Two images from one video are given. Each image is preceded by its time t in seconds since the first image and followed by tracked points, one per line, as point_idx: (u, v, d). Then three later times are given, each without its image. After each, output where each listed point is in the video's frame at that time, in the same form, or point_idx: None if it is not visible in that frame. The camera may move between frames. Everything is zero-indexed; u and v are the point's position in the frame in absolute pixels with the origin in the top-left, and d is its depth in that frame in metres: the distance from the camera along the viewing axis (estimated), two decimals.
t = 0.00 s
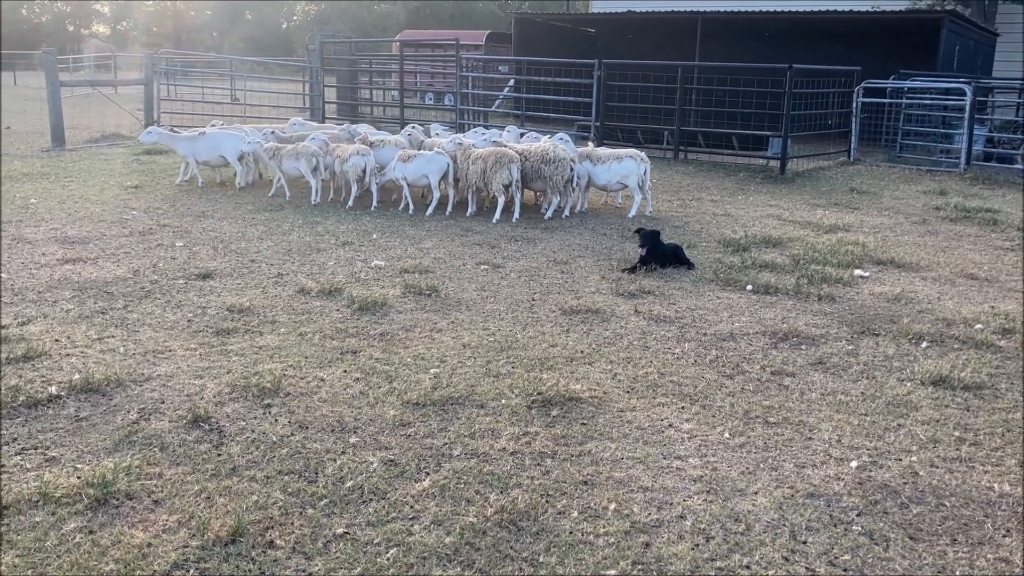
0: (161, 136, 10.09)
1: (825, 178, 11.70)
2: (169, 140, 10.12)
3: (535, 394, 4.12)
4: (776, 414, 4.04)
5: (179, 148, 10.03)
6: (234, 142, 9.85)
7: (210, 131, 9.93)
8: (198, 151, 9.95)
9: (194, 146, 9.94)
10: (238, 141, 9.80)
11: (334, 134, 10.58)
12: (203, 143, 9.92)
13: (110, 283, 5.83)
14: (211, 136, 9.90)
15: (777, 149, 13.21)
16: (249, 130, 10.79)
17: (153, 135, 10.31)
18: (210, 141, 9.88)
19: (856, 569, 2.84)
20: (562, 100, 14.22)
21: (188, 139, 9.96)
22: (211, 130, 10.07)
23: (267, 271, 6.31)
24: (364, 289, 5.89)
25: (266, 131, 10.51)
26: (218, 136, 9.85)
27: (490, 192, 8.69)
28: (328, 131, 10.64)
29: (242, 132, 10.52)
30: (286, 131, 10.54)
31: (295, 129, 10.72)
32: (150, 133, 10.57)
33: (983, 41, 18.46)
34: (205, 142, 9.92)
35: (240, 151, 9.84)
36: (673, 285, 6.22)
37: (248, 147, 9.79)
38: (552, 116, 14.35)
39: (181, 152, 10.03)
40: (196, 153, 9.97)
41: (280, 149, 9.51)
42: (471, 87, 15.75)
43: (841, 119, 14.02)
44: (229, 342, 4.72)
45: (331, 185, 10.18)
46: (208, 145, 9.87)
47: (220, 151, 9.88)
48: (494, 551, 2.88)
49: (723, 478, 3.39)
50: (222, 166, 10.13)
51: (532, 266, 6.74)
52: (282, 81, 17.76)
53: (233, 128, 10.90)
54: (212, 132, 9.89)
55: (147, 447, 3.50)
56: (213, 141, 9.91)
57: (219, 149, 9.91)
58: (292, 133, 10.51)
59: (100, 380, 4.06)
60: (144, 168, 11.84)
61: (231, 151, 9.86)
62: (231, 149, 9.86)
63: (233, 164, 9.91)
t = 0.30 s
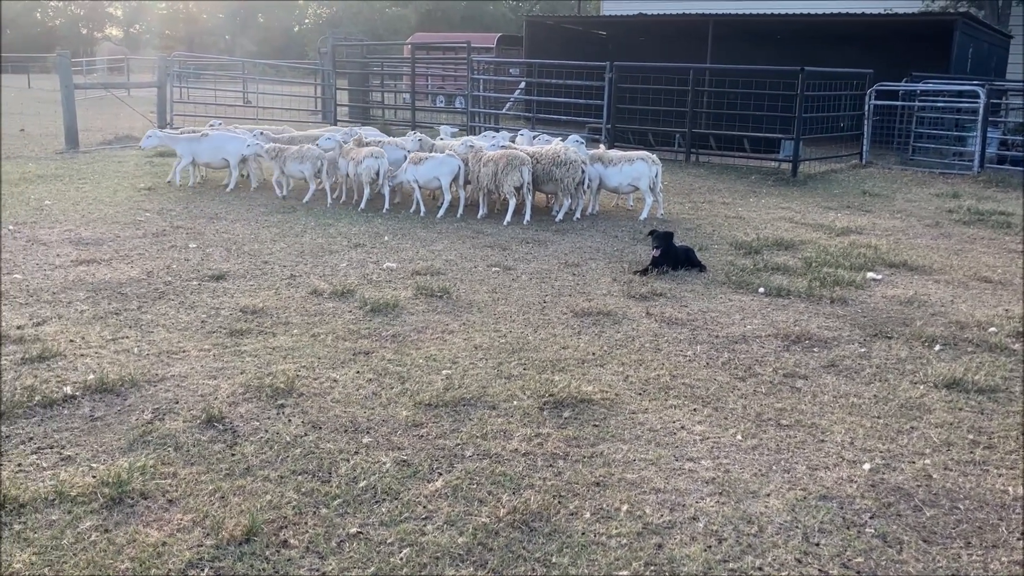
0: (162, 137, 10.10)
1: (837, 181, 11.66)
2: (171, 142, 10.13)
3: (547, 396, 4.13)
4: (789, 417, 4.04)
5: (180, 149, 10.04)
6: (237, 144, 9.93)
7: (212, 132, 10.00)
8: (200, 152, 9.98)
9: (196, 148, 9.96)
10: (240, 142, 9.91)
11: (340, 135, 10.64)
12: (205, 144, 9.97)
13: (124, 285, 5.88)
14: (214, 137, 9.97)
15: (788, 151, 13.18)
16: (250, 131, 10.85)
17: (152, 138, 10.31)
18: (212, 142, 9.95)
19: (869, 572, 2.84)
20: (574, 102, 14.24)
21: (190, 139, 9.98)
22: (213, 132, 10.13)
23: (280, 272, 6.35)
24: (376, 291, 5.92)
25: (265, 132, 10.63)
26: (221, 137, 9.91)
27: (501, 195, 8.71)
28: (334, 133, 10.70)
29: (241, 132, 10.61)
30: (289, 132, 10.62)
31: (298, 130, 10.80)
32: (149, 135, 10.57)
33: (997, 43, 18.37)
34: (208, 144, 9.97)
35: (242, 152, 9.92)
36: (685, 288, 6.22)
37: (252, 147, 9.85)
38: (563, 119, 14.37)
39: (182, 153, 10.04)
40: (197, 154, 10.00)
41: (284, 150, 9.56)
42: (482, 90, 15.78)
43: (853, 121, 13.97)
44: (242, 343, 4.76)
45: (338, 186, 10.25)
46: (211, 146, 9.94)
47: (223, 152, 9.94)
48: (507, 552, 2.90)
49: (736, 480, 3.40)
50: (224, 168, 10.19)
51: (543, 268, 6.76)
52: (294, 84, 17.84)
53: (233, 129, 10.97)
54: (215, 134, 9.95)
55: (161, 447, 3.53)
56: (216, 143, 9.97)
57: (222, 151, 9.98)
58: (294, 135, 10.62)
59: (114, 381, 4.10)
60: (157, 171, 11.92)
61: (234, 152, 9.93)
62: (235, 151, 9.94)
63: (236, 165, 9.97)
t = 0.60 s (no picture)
0: (160, 143, 10.15)
1: (847, 183, 11.62)
2: (169, 147, 10.19)
3: (557, 398, 4.14)
4: (799, 419, 4.03)
5: (178, 154, 10.11)
6: (236, 146, 10.05)
7: (209, 136, 10.10)
8: (198, 155, 10.07)
9: (194, 151, 10.07)
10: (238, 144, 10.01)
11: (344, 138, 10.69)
12: (203, 148, 10.07)
13: (136, 286, 5.92)
14: (211, 141, 10.07)
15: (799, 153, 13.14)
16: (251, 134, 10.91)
17: (148, 145, 10.31)
18: (211, 146, 10.04)
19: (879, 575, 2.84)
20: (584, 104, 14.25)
21: (187, 144, 10.07)
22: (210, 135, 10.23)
23: (290, 274, 6.38)
24: (386, 293, 5.94)
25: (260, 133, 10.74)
26: (219, 141, 10.01)
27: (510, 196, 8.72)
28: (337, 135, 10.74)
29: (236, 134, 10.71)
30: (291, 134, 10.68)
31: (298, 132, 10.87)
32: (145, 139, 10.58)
33: (1009, 44, 18.29)
34: (206, 148, 10.07)
35: (242, 154, 10.04)
36: (695, 290, 6.22)
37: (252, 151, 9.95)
38: (572, 121, 14.37)
39: (181, 158, 10.12)
40: (196, 157, 10.09)
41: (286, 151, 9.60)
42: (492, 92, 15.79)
43: (864, 123, 13.92)
44: (253, 345, 4.78)
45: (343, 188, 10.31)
46: (210, 150, 10.02)
47: (222, 155, 10.05)
48: (517, 553, 2.90)
49: (746, 483, 3.39)
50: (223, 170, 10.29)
51: (553, 270, 6.76)
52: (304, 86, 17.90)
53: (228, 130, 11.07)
54: (213, 137, 10.05)
55: (173, 447, 3.56)
56: (214, 146, 10.08)
57: (222, 154, 10.08)
58: (291, 135, 10.72)
59: (126, 381, 4.13)
60: (168, 173, 11.98)
61: (233, 154, 10.04)
62: (234, 153, 10.06)
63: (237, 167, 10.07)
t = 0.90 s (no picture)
0: (153, 144, 10.07)
1: (855, 185, 11.59)
2: (163, 149, 10.12)
3: (563, 400, 4.14)
4: (806, 422, 4.02)
5: (173, 156, 10.06)
6: (231, 147, 10.06)
7: (203, 137, 10.10)
8: (193, 156, 10.07)
9: (189, 153, 10.05)
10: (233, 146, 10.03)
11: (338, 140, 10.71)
12: (198, 150, 10.06)
13: (144, 287, 5.95)
14: (205, 142, 10.06)
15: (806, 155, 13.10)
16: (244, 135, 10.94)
17: (140, 146, 10.20)
18: (206, 147, 10.04)
19: None
20: (591, 106, 14.25)
21: (182, 146, 10.03)
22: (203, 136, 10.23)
23: (297, 276, 6.41)
24: (393, 294, 5.96)
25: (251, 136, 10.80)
26: (213, 141, 10.01)
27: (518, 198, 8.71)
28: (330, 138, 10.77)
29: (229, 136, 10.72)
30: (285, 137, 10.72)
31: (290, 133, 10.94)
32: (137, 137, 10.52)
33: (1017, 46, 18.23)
34: (200, 149, 10.07)
35: (237, 155, 10.06)
36: (702, 292, 6.21)
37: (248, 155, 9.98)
38: (579, 123, 14.37)
39: (176, 160, 10.09)
40: (191, 159, 10.08)
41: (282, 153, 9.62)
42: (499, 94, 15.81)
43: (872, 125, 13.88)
44: (260, 347, 4.79)
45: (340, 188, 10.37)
46: (204, 151, 10.02)
47: (217, 156, 10.05)
48: (523, 555, 2.90)
49: (753, 485, 3.39)
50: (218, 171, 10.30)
51: (560, 272, 6.76)
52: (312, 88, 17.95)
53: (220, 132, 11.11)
54: (207, 138, 10.05)
55: (180, 449, 3.56)
56: (208, 147, 10.08)
57: (217, 155, 10.08)
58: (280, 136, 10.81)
59: (134, 383, 4.14)
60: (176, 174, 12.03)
61: (228, 155, 10.03)
62: (229, 154, 10.07)
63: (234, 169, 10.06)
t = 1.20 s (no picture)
0: (144, 145, 10.12)
1: (861, 187, 11.56)
2: (154, 151, 10.19)
3: (568, 402, 4.13)
4: (811, 424, 4.01)
5: (165, 158, 10.13)
6: (221, 149, 10.14)
7: (193, 138, 10.15)
8: (183, 158, 10.13)
9: (180, 155, 10.11)
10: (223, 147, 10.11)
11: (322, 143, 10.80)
12: (189, 151, 10.11)
13: (150, 289, 5.96)
14: (195, 143, 10.12)
15: (812, 157, 13.07)
16: (230, 135, 11.01)
17: (131, 146, 10.25)
18: (196, 148, 10.11)
19: None
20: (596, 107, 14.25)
21: (173, 148, 10.09)
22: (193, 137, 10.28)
23: (303, 277, 6.42)
24: (398, 296, 5.96)
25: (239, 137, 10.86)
26: (204, 142, 10.08)
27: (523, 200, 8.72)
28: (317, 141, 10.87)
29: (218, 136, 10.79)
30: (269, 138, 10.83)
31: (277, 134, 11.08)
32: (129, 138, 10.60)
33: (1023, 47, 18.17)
34: (190, 150, 10.13)
35: (227, 155, 10.14)
36: (707, 294, 6.20)
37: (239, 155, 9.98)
38: (584, 124, 14.37)
39: (167, 162, 10.14)
40: (183, 161, 10.14)
41: (275, 154, 9.73)
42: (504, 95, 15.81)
43: (877, 127, 13.84)
44: (265, 348, 4.80)
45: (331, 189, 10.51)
46: (194, 153, 10.09)
47: (207, 157, 10.12)
48: (527, 557, 2.90)
49: (757, 487, 3.38)
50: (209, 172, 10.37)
51: (565, 274, 6.76)
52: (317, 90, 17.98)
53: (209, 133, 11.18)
54: (197, 139, 10.12)
55: (185, 450, 3.57)
56: (198, 149, 10.14)
57: (208, 156, 10.14)
58: (263, 137, 10.91)
59: (139, 384, 4.15)
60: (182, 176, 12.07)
61: (218, 157, 10.11)
62: (219, 156, 10.13)
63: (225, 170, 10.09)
